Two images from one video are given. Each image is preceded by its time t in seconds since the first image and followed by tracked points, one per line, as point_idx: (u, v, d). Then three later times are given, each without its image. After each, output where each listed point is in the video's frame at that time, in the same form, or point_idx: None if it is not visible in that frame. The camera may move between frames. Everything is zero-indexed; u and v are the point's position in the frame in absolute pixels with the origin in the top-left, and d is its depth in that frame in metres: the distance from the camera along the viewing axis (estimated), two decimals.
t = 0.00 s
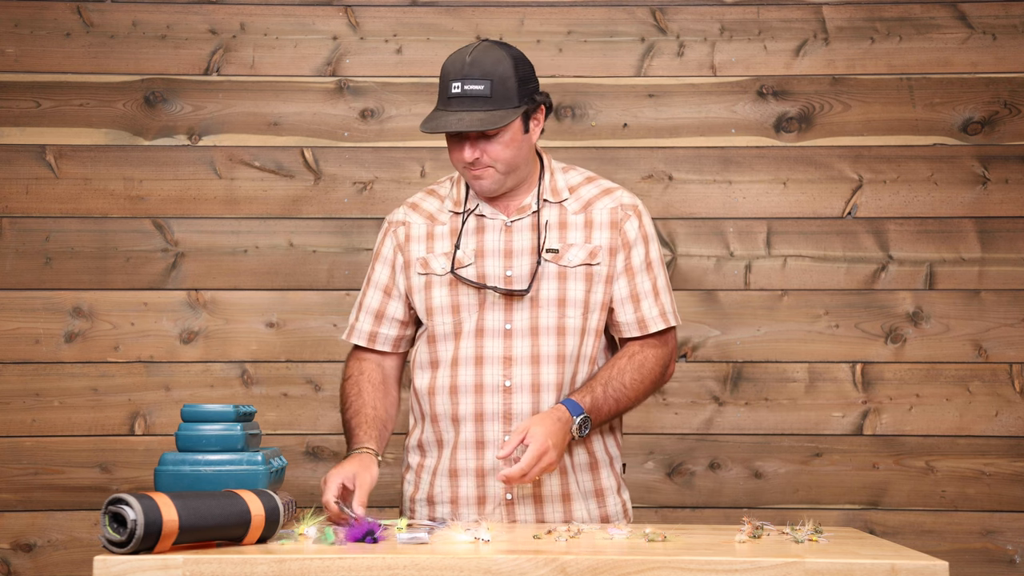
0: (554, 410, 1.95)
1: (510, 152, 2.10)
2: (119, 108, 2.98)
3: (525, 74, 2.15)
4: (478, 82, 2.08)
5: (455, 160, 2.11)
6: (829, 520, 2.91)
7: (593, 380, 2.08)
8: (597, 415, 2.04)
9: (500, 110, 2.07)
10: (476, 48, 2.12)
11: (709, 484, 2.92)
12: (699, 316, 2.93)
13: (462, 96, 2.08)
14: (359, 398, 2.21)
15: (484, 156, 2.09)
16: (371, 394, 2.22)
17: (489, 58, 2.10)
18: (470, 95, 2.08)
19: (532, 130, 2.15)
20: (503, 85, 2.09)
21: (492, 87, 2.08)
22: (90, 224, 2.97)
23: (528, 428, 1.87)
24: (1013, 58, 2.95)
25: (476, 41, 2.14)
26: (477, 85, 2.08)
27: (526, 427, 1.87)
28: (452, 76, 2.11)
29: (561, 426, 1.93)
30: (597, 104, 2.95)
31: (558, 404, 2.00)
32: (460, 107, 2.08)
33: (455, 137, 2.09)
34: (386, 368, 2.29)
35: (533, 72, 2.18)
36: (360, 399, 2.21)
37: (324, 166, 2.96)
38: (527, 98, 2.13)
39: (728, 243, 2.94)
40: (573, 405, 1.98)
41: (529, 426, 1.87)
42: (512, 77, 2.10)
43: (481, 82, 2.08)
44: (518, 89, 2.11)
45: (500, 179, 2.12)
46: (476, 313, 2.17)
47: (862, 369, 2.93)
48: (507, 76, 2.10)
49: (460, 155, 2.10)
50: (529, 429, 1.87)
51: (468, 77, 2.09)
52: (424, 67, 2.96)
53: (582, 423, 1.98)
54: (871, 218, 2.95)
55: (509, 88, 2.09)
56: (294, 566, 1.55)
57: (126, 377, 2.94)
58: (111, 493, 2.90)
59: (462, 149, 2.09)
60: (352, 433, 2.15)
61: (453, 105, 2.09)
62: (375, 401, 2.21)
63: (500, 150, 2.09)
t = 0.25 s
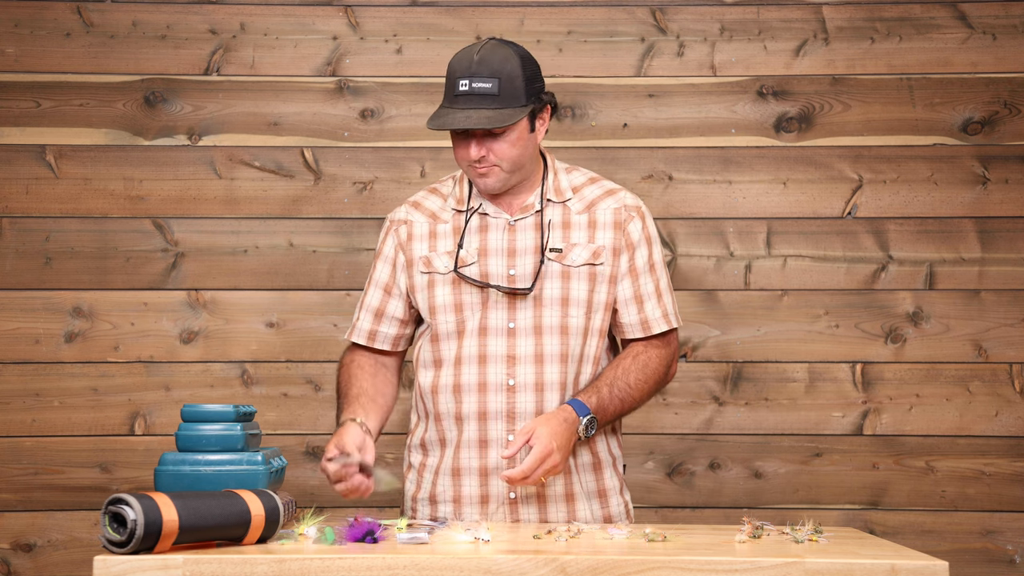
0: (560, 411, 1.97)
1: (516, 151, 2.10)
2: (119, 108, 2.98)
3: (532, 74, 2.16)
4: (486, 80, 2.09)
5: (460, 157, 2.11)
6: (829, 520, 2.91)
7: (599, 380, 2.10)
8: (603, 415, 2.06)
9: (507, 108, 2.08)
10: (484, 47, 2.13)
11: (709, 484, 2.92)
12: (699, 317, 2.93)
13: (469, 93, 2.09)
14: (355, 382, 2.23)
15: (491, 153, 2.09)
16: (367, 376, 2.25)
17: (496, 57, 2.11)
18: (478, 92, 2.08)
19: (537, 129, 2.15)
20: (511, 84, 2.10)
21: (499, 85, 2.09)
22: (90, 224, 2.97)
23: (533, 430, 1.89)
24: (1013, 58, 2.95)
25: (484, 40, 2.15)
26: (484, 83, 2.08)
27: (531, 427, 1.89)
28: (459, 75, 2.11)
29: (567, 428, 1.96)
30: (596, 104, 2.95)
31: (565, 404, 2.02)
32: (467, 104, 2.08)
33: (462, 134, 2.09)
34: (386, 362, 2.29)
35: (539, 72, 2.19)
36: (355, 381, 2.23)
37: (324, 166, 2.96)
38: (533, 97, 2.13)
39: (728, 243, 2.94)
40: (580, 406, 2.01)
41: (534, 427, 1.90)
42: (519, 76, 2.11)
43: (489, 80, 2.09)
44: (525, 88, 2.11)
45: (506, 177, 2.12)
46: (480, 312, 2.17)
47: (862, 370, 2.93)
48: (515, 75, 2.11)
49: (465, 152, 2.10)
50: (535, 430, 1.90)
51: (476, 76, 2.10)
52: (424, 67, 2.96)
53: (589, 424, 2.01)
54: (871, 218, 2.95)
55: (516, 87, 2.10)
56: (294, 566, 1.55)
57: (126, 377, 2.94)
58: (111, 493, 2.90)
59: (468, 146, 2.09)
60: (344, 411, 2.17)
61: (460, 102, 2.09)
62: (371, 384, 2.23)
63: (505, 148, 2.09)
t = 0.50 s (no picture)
0: (571, 413, 1.99)
1: (531, 139, 2.11)
2: (119, 108, 2.99)
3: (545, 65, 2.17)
4: (503, 66, 2.09)
5: (475, 144, 2.10)
6: (829, 520, 2.91)
7: (606, 381, 2.12)
8: (614, 415, 2.09)
9: (525, 96, 2.08)
10: (498, 37, 2.13)
11: (709, 484, 2.92)
12: (699, 317, 2.93)
13: (488, 79, 2.08)
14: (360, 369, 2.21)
15: (507, 140, 2.09)
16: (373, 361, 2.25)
17: (513, 45, 2.11)
18: (496, 79, 2.08)
19: (548, 120, 2.16)
20: (527, 73, 2.10)
21: (517, 73, 2.09)
22: (90, 225, 2.97)
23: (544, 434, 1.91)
24: (1013, 58, 2.95)
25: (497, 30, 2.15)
26: (502, 70, 2.08)
27: (543, 431, 1.92)
28: (475, 62, 2.10)
29: (578, 432, 1.98)
30: (597, 104, 2.95)
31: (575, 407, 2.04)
32: (486, 90, 2.08)
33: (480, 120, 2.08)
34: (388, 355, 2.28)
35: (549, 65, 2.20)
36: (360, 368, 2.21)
37: (324, 166, 2.96)
38: (547, 87, 2.14)
39: (728, 243, 2.94)
40: (591, 408, 2.03)
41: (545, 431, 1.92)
42: (535, 64, 2.12)
43: (507, 67, 2.09)
44: (541, 77, 2.12)
45: (522, 167, 2.12)
46: (486, 311, 2.17)
47: (862, 369, 2.93)
48: (531, 64, 2.11)
49: (480, 138, 2.10)
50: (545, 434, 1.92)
51: (493, 63, 2.09)
52: (424, 67, 2.96)
53: (597, 426, 2.03)
54: (871, 218, 2.95)
55: (533, 75, 2.11)
56: (294, 566, 1.55)
57: (126, 377, 2.94)
58: (111, 493, 2.91)
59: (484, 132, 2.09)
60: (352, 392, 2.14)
61: (477, 88, 2.08)
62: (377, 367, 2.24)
63: (521, 136, 2.10)
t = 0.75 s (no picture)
0: (587, 406, 1.97)
1: (554, 123, 2.13)
2: (119, 108, 2.98)
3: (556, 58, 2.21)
4: (526, 52, 2.11)
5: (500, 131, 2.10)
6: (829, 520, 2.91)
7: (618, 376, 2.12)
8: (627, 410, 2.08)
9: (549, 80, 2.10)
10: (513, 29, 2.16)
11: (709, 484, 2.92)
12: (699, 317, 2.93)
13: (512, 64, 2.09)
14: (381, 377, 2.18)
15: (533, 126, 2.10)
16: (393, 372, 2.19)
17: (531, 34, 2.14)
18: (520, 63, 2.09)
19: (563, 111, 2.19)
20: (548, 59, 2.12)
21: (540, 58, 2.11)
22: (90, 225, 2.97)
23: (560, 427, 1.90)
24: (1013, 58, 2.95)
25: (508, 26, 2.18)
26: (525, 55, 2.10)
27: (560, 423, 1.90)
28: (495, 51, 2.12)
29: (595, 425, 1.96)
30: (596, 104, 2.95)
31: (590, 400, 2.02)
32: (511, 75, 2.09)
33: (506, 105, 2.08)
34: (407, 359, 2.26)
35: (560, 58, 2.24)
36: (383, 377, 2.18)
37: (324, 166, 2.96)
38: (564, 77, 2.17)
39: (728, 243, 2.94)
40: (606, 402, 2.01)
41: (562, 423, 1.90)
42: (553, 52, 2.15)
43: (529, 52, 2.10)
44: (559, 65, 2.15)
45: (546, 153, 2.13)
46: (500, 309, 2.17)
47: (862, 369, 2.93)
48: (550, 52, 2.14)
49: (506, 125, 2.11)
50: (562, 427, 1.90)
51: (515, 49, 2.11)
52: (424, 67, 2.96)
53: (613, 420, 2.01)
54: (871, 218, 2.95)
55: (553, 62, 2.13)
56: (294, 566, 1.55)
57: (126, 377, 2.94)
58: (111, 493, 2.90)
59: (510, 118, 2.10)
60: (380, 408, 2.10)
61: (502, 74, 2.09)
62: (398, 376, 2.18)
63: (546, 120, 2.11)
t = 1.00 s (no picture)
0: (604, 407, 2.00)
1: (551, 136, 2.11)
2: (119, 108, 2.98)
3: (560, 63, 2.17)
4: (524, 64, 2.08)
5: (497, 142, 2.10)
6: (829, 520, 2.91)
7: (633, 376, 2.16)
8: (642, 411, 2.11)
9: (547, 92, 2.08)
10: (514, 35, 2.13)
11: (709, 484, 2.92)
12: (699, 317, 2.93)
13: (509, 77, 2.07)
14: (392, 380, 2.18)
15: (528, 139, 2.10)
16: (403, 375, 2.19)
17: (531, 42, 2.11)
18: (517, 76, 2.06)
19: (565, 117, 2.18)
20: (548, 69, 2.09)
21: (538, 69, 2.08)
22: (90, 225, 2.97)
23: (581, 430, 1.92)
24: (1013, 58, 2.95)
25: (512, 30, 2.15)
26: (523, 67, 2.07)
27: (580, 425, 1.93)
28: (494, 61, 2.09)
29: (613, 427, 1.98)
30: (596, 104, 2.95)
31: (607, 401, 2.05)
32: (508, 88, 2.07)
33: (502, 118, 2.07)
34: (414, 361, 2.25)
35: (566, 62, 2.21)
36: (393, 381, 2.17)
37: (324, 166, 2.96)
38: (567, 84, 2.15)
39: (728, 243, 2.94)
40: (623, 403, 2.03)
41: (583, 426, 1.93)
42: (554, 60, 2.12)
43: (527, 64, 2.08)
44: (561, 74, 2.12)
45: (541, 163, 2.13)
46: (511, 310, 2.17)
47: (862, 369, 2.93)
48: (551, 60, 2.11)
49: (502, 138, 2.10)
50: (583, 430, 1.93)
51: (513, 61, 2.08)
52: (424, 67, 2.96)
53: (629, 422, 2.04)
54: (871, 218, 2.95)
55: (553, 72, 2.10)
56: (293, 566, 1.55)
57: (126, 377, 2.94)
58: (111, 493, 2.90)
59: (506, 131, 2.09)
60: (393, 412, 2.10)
61: (498, 87, 2.07)
62: (409, 380, 2.17)
63: (541, 134, 2.10)
